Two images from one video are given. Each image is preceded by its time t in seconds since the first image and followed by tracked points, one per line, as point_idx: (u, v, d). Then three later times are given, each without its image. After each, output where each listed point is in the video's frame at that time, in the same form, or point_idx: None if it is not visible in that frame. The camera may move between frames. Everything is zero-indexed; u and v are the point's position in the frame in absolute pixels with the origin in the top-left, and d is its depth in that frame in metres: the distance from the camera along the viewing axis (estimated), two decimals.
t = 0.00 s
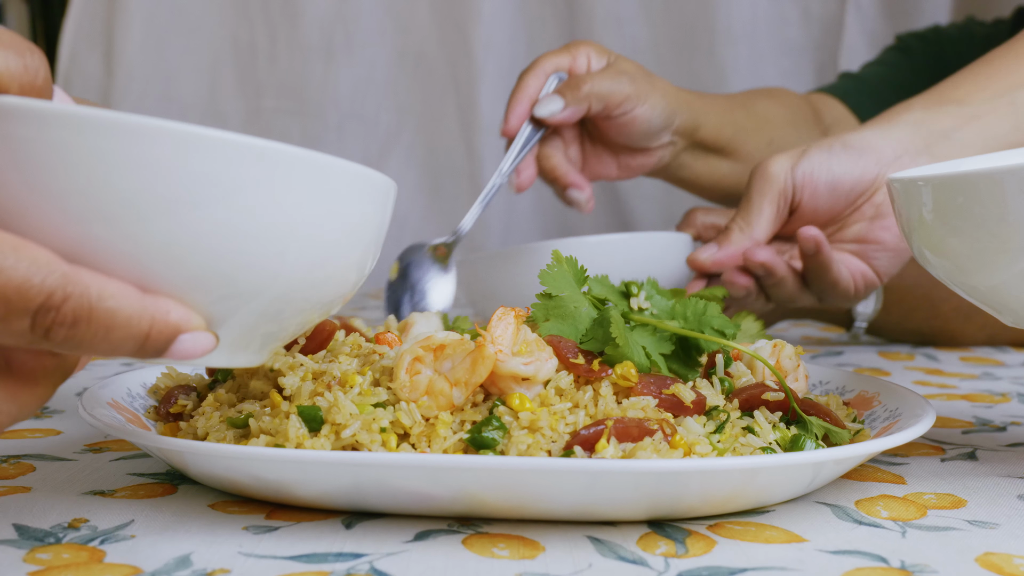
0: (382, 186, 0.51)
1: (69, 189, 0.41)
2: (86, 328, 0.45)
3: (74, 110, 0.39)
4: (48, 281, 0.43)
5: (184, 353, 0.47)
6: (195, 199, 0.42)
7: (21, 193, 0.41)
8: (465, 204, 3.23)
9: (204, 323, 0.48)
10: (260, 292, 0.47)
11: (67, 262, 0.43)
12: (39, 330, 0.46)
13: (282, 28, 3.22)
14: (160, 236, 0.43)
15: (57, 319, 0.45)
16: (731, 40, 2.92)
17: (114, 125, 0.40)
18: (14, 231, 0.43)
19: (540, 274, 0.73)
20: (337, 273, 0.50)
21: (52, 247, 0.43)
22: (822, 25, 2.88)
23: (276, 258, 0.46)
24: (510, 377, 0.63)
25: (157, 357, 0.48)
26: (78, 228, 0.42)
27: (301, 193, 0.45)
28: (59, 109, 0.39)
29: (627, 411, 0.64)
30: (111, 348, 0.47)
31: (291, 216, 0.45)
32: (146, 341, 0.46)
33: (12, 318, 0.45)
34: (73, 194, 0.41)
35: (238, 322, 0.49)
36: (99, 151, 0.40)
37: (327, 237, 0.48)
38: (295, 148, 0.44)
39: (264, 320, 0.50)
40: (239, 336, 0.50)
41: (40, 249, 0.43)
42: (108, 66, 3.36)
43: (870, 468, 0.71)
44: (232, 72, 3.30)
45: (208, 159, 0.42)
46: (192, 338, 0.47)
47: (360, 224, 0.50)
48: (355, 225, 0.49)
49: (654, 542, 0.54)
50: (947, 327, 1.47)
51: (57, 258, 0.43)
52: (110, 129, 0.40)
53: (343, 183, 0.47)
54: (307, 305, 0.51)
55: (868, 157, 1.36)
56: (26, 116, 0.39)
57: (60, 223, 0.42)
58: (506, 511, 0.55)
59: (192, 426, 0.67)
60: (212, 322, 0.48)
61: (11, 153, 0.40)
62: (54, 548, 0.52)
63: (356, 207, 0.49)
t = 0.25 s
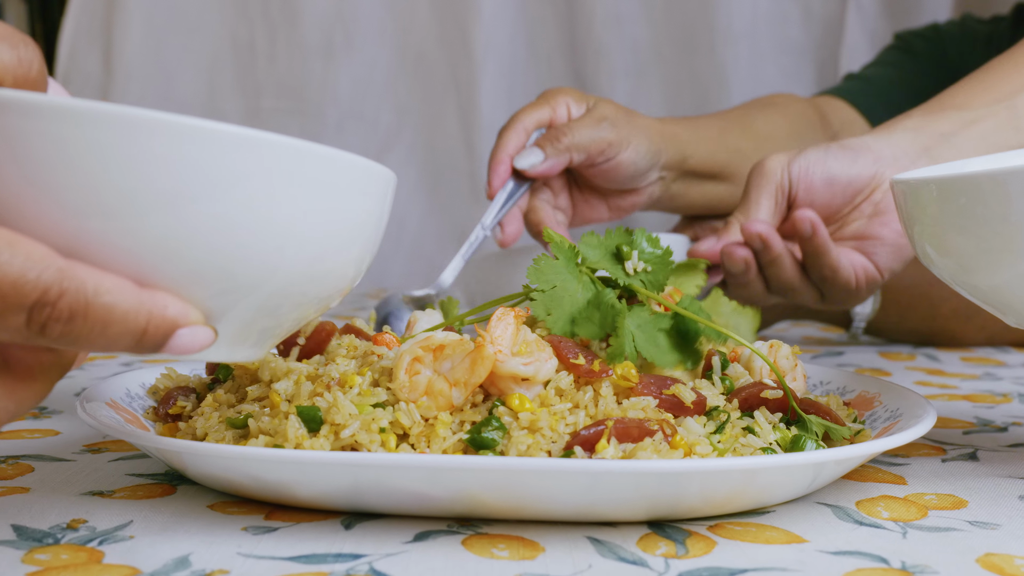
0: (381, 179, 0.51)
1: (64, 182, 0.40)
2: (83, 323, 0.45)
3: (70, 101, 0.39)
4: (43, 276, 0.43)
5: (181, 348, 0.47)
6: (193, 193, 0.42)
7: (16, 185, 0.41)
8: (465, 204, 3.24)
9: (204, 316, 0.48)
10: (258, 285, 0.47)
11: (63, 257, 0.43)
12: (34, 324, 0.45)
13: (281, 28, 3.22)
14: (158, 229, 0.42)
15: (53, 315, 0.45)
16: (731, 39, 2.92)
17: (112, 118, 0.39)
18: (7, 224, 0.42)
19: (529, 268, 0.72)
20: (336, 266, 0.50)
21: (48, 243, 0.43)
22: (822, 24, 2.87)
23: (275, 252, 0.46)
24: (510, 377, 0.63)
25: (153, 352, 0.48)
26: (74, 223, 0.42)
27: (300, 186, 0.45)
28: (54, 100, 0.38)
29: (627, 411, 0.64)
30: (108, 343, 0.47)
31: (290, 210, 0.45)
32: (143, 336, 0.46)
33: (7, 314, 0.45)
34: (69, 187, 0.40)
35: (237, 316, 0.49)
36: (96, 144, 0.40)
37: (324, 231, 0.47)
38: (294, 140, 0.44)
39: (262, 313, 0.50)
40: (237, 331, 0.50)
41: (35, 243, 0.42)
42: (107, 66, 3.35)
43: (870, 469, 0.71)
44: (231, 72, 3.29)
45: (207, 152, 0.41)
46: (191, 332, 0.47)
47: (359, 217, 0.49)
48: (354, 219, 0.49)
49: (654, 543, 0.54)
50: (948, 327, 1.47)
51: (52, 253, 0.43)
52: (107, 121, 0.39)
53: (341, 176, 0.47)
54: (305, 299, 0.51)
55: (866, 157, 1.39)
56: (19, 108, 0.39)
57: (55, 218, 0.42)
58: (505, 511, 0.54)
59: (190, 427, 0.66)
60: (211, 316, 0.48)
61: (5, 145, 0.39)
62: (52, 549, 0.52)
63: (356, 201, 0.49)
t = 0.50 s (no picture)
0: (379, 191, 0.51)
1: (61, 197, 0.40)
2: (73, 342, 0.43)
3: (67, 116, 0.38)
4: (34, 291, 0.41)
5: (176, 363, 0.46)
6: (193, 206, 0.42)
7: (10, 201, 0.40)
8: (466, 203, 3.24)
9: (198, 331, 0.47)
10: (261, 301, 0.47)
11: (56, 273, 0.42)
12: (24, 340, 0.43)
13: (281, 27, 3.22)
14: (157, 243, 0.42)
15: (45, 331, 0.42)
16: (732, 39, 2.91)
17: (110, 132, 0.39)
18: None
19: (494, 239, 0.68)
20: (334, 279, 0.51)
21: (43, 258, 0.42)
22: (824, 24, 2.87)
23: (274, 264, 0.46)
24: (510, 377, 0.63)
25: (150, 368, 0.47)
26: (71, 236, 0.41)
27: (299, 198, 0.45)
28: (50, 115, 0.38)
29: (628, 412, 0.64)
30: (100, 362, 0.44)
31: (289, 222, 0.45)
32: (136, 353, 0.44)
33: None
34: (66, 202, 0.40)
35: (238, 331, 0.49)
36: (93, 161, 0.39)
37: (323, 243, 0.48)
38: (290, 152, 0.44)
39: (264, 329, 0.50)
40: (234, 348, 0.50)
41: (26, 257, 0.41)
42: (107, 66, 3.35)
43: (871, 469, 0.71)
44: (230, 72, 3.29)
45: (206, 166, 0.41)
46: (185, 348, 0.46)
47: (356, 230, 0.50)
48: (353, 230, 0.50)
49: (655, 544, 0.54)
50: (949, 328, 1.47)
51: (45, 267, 0.41)
52: (104, 136, 0.39)
53: (338, 188, 0.47)
54: (305, 313, 0.51)
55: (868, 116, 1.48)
56: (16, 123, 0.38)
57: (50, 234, 0.41)
58: (505, 513, 0.54)
59: (189, 427, 0.66)
60: (205, 332, 0.47)
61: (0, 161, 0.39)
62: (51, 550, 0.51)
63: (354, 215, 0.49)
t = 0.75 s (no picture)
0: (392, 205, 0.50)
1: (73, 210, 0.39)
2: (90, 353, 0.43)
3: (81, 129, 0.37)
4: (51, 303, 0.41)
5: (191, 378, 0.46)
6: (206, 220, 0.41)
7: (22, 213, 0.39)
8: (466, 203, 3.23)
9: (214, 346, 0.46)
10: (277, 316, 0.47)
11: (72, 284, 0.41)
12: (41, 352, 0.43)
13: (281, 27, 3.22)
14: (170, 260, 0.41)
15: (60, 341, 0.42)
16: (732, 38, 2.91)
17: (124, 144, 0.38)
18: (12, 249, 0.41)
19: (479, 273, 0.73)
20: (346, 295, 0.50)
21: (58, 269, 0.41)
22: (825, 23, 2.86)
23: (285, 277, 0.45)
24: (510, 377, 0.63)
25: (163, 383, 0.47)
26: (85, 251, 0.40)
27: (310, 212, 0.44)
28: (62, 126, 0.37)
29: (628, 412, 0.64)
30: (112, 374, 0.45)
31: (300, 235, 0.44)
32: (150, 366, 0.44)
33: (14, 340, 0.42)
34: (79, 215, 0.39)
35: (251, 345, 0.48)
36: (106, 173, 0.39)
37: (334, 257, 0.47)
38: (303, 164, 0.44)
39: (279, 345, 0.49)
40: (244, 363, 0.49)
41: (42, 268, 0.41)
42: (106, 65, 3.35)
43: (873, 469, 0.70)
44: (229, 71, 3.29)
45: (218, 178, 0.41)
46: (200, 363, 0.45)
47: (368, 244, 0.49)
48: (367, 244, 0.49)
49: (655, 544, 0.54)
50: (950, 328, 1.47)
51: (61, 279, 0.41)
52: (117, 148, 0.38)
53: (350, 203, 0.46)
54: (316, 329, 0.50)
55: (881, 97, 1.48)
56: (27, 133, 0.37)
57: (64, 247, 0.40)
58: (506, 513, 0.54)
59: (188, 427, 0.66)
60: (220, 346, 0.47)
61: (11, 173, 0.38)
62: (51, 551, 0.51)
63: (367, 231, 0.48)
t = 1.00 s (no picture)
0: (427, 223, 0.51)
1: (115, 219, 0.40)
2: (139, 360, 0.42)
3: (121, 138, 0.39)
4: (101, 306, 0.40)
5: (231, 384, 0.46)
6: (241, 231, 0.42)
7: (67, 221, 0.40)
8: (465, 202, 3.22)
9: (253, 353, 0.47)
10: (315, 324, 0.48)
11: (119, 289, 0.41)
12: (92, 355, 0.41)
13: (280, 25, 3.22)
14: (211, 267, 0.42)
15: (109, 344, 0.41)
16: (732, 38, 2.92)
17: (161, 154, 0.39)
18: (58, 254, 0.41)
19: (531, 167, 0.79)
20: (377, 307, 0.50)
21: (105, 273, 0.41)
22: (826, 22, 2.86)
23: (316, 288, 0.46)
24: (510, 377, 0.63)
25: (203, 389, 0.47)
26: (129, 258, 0.41)
27: (341, 222, 0.45)
28: (104, 139, 0.38)
29: (629, 412, 0.64)
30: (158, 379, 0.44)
31: (332, 245, 0.45)
32: (193, 372, 0.44)
33: (63, 344, 0.40)
34: (121, 225, 0.40)
35: (291, 351, 0.48)
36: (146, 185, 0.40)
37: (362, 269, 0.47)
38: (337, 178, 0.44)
39: (314, 357, 0.50)
40: (282, 373, 0.50)
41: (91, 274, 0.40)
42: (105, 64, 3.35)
43: (874, 470, 0.70)
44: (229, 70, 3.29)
45: (252, 190, 0.42)
46: (241, 368, 0.45)
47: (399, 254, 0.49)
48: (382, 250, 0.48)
49: (656, 545, 0.54)
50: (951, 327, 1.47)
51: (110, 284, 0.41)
52: (154, 161, 0.39)
53: (388, 219, 0.47)
54: (345, 338, 0.51)
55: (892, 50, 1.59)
56: (70, 145, 0.38)
57: (110, 255, 0.41)
58: (507, 514, 0.54)
59: (187, 428, 0.66)
60: (260, 352, 0.47)
61: (56, 182, 0.39)
62: (51, 551, 0.51)
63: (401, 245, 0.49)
